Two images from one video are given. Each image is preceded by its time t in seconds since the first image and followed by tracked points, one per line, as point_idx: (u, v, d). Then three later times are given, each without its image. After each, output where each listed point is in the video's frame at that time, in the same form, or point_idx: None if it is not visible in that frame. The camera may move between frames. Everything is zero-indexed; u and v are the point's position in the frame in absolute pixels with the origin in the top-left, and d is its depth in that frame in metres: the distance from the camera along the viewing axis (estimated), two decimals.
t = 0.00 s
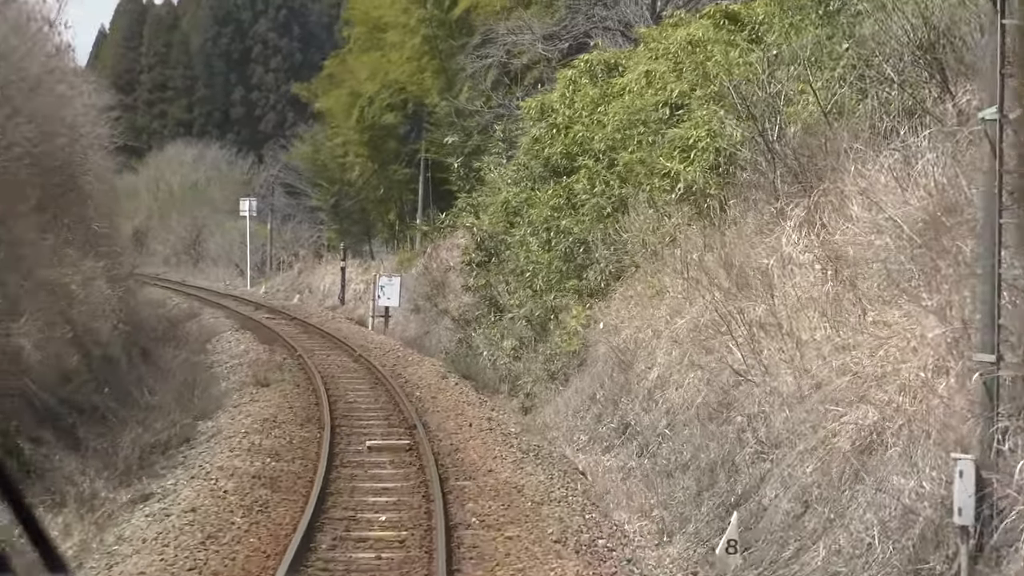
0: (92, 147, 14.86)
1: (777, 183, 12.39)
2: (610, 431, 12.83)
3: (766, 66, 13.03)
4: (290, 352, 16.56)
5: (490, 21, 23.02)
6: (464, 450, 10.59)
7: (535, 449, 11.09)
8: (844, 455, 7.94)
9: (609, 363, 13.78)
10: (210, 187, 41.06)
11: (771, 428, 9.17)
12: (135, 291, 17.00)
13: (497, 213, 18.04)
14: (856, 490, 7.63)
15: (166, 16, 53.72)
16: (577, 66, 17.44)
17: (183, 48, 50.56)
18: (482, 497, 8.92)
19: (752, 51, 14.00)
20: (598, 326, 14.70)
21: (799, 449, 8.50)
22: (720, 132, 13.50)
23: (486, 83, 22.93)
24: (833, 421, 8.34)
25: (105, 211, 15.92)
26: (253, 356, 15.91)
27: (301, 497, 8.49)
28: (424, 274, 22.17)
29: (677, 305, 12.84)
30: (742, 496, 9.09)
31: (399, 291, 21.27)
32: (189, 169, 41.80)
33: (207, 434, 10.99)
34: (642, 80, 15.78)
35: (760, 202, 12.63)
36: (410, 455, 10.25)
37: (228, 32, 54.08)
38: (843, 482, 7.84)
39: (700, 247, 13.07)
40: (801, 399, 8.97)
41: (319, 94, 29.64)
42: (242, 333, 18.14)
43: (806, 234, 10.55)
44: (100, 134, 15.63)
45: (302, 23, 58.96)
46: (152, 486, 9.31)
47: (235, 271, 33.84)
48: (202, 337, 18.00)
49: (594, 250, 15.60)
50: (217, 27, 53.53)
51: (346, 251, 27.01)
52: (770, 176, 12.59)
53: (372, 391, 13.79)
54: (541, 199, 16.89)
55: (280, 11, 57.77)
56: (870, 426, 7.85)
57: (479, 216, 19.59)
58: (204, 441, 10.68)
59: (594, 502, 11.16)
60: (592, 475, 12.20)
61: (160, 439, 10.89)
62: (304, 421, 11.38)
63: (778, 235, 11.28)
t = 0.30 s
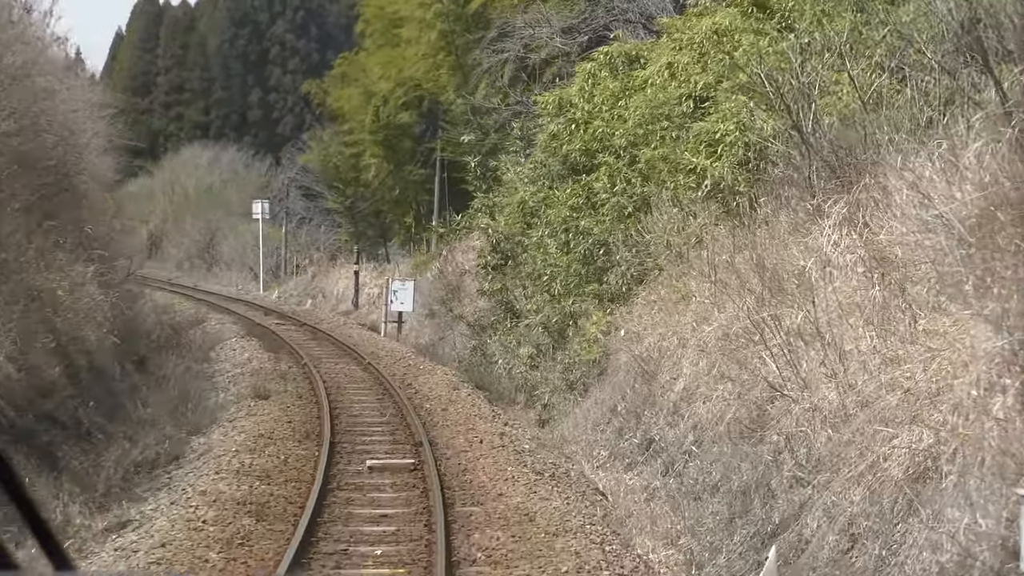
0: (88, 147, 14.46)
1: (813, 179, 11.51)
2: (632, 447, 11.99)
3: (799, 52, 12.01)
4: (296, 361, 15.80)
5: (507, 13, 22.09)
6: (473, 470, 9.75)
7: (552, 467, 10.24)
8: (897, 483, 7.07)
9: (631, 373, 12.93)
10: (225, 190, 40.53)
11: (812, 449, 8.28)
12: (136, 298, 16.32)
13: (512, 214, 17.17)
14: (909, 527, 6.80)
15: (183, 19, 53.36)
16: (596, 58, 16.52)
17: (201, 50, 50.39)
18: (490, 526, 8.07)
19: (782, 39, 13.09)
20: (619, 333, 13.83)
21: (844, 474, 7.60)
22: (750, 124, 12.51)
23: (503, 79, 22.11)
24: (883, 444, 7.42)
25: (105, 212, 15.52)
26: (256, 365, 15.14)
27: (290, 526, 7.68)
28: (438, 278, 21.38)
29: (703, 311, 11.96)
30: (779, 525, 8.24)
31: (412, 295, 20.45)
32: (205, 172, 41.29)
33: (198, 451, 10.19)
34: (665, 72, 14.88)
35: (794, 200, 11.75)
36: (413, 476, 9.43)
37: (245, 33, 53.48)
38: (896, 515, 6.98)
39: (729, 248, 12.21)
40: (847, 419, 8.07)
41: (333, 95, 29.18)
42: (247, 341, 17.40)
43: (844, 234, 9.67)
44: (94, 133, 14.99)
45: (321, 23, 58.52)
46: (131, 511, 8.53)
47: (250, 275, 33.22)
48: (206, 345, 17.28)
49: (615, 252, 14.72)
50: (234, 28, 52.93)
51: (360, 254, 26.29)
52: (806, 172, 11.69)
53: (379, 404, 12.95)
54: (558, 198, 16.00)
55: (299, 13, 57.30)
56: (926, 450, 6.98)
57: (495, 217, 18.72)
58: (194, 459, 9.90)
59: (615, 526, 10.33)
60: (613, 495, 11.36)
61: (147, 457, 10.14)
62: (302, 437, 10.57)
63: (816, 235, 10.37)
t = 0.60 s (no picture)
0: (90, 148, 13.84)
1: (856, 177, 10.74)
2: (658, 467, 11.18)
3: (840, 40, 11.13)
4: (301, 372, 15.00)
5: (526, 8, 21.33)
6: (484, 496, 8.92)
7: (571, 491, 9.38)
8: (953, 523, 6.24)
9: (655, 387, 12.06)
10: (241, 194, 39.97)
11: (863, 480, 7.44)
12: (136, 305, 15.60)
13: (530, 216, 16.28)
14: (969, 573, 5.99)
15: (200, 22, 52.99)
16: (619, 51, 15.63)
17: (218, 51, 50.50)
18: (500, 562, 7.24)
19: (819, 27, 12.17)
20: (642, 343, 12.93)
21: (899, 512, 6.79)
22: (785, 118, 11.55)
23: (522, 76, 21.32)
24: (938, 476, 6.54)
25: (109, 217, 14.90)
26: (259, 376, 14.33)
27: (276, 563, 6.84)
28: (454, 284, 20.58)
29: (734, 322, 11.09)
30: (826, 566, 7.41)
31: (426, 301, 19.64)
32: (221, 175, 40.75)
33: (184, 473, 9.34)
34: (692, 64, 13.98)
35: (835, 199, 10.92)
36: (417, 502, 8.60)
37: (263, 36, 54.72)
38: (953, 559, 6.15)
39: (761, 253, 11.35)
40: (901, 447, 7.19)
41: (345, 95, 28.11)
42: (251, 350, 16.61)
43: (891, 237, 8.76)
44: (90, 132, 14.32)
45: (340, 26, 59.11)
46: (104, 543, 7.68)
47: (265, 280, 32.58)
48: (209, 354, 16.51)
49: (638, 256, 13.81)
50: (252, 31, 54.15)
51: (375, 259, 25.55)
52: (849, 168, 10.92)
53: (385, 419, 12.09)
54: (577, 199, 15.07)
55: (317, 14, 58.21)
56: (983, 484, 6.18)
57: (512, 219, 17.83)
58: (180, 482, 9.05)
59: (641, 557, 9.51)
60: (637, 521, 10.56)
61: (131, 479, 9.36)
62: (298, 458, 9.72)
63: (861, 239, 9.49)
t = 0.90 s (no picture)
0: (92, 147, 13.32)
1: (915, 172, 9.47)
2: (698, 493, 10.28)
3: (896, 25, 10.15)
4: (319, 384, 14.24)
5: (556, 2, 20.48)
6: (505, 530, 8.03)
7: (603, 522, 8.51)
8: None
9: (695, 403, 11.14)
10: (269, 198, 39.47)
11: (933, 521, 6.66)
12: (145, 315, 14.92)
13: (559, 219, 15.37)
14: None
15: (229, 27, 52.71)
16: (653, 43, 14.72)
17: (248, 53, 50.45)
18: None
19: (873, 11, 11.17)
20: (681, 356, 12.01)
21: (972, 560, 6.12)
22: (835, 112, 10.57)
23: (554, 75, 20.53)
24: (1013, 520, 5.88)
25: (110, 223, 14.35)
26: (272, 389, 13.56)
27: None
28: (482, 290, 19.75)
29: (781, 333, 10.16)
30: None
31: (452, 308, 18.84)
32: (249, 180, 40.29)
33: (180, 500, 8.57)
34: (733, 56, 13.03)
35: (893, 199, 9.92)
36: (432, 537, 7.74)
37: (295, 38, 54.54)
38: None
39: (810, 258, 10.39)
40: (973, 486, 6.23)
41: (365, 95, 27.27)
42: (268, 360, 15.86)
43: (956, 239, 7.65)
44: (94, 132, 13.75)
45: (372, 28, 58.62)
46: None
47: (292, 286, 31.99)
48: (224, 365, 15.79)
49: (675, 262, 12.91)
50: (283, 33, 54.01)
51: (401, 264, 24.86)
52: (907, 161, 9.67)
53: (403, 438, 11.24)
54: (610, 201, 14.15)
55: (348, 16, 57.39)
56: None
57: (542, 222, 16.92)
58: (173, 510, 8.28)
59: None
60: (676, 554, 9.71)
61: (124, 505, 8.63)
62: (305, 483, 8.91)
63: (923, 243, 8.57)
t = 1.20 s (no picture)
0: (93, 142, 12.78)
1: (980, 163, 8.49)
2: (737, 520, 9.33)
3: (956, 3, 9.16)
4: (331, 395, 13.45)
5: None
6: (520, 566, 7.16)
7: (633, 554, 7.59)
8: None
9: (733, 419, 10.21)
10: (295, 200, 38.92)
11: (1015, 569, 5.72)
12: (148, 321, 14.25)
13: (586, 219, 14.45)
14: None
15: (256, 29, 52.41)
16: (687, 32, 13.78)
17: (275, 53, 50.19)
18: None
19: None
20: (717, 368, 11.07)
21: None
22: (886, 100, 9.58)
23: (583, 69, 19.66)
24: None
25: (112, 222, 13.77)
26: (280, 401, 12.74)
27: None
28: (508, 295, 18.92)
29: (829, 343, 9.19)
30: None
31: (476, 314, 18.03)
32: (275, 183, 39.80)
33: (163, 528, 7.80)
34: (774, 43, 12.05)
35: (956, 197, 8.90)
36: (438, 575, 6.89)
37: (323, 39, 54.20)
38: None
39: (862, 261, 9.41)
40: None
41: (393, 88, 26.62)
42: (279, 368, 15.09)
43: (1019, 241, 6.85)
44: (95, 127, 13.16)
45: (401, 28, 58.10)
46: None
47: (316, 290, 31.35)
48: (234, 374, 15.06)
49: (711, 265, 11.99)
50: (311, 34, 53.71)
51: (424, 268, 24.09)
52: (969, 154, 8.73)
53: (415, 455, 10.38)
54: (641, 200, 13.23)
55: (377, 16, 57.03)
56: None
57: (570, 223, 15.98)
58: (154, 540, 7.51)
59: None
60: None
61: (102, 530, 7.89)
62: (301, 509, 8.09)
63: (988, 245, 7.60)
